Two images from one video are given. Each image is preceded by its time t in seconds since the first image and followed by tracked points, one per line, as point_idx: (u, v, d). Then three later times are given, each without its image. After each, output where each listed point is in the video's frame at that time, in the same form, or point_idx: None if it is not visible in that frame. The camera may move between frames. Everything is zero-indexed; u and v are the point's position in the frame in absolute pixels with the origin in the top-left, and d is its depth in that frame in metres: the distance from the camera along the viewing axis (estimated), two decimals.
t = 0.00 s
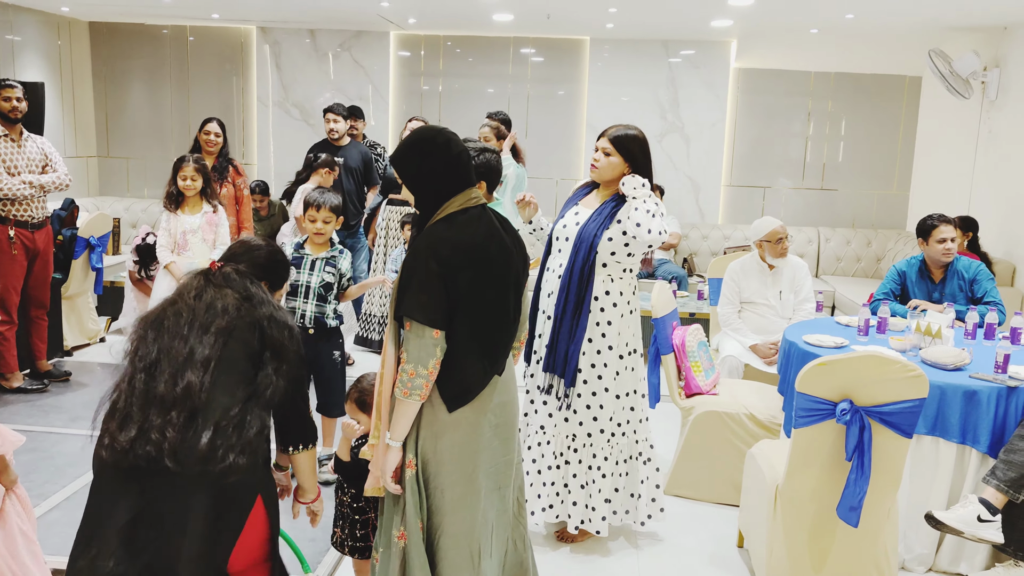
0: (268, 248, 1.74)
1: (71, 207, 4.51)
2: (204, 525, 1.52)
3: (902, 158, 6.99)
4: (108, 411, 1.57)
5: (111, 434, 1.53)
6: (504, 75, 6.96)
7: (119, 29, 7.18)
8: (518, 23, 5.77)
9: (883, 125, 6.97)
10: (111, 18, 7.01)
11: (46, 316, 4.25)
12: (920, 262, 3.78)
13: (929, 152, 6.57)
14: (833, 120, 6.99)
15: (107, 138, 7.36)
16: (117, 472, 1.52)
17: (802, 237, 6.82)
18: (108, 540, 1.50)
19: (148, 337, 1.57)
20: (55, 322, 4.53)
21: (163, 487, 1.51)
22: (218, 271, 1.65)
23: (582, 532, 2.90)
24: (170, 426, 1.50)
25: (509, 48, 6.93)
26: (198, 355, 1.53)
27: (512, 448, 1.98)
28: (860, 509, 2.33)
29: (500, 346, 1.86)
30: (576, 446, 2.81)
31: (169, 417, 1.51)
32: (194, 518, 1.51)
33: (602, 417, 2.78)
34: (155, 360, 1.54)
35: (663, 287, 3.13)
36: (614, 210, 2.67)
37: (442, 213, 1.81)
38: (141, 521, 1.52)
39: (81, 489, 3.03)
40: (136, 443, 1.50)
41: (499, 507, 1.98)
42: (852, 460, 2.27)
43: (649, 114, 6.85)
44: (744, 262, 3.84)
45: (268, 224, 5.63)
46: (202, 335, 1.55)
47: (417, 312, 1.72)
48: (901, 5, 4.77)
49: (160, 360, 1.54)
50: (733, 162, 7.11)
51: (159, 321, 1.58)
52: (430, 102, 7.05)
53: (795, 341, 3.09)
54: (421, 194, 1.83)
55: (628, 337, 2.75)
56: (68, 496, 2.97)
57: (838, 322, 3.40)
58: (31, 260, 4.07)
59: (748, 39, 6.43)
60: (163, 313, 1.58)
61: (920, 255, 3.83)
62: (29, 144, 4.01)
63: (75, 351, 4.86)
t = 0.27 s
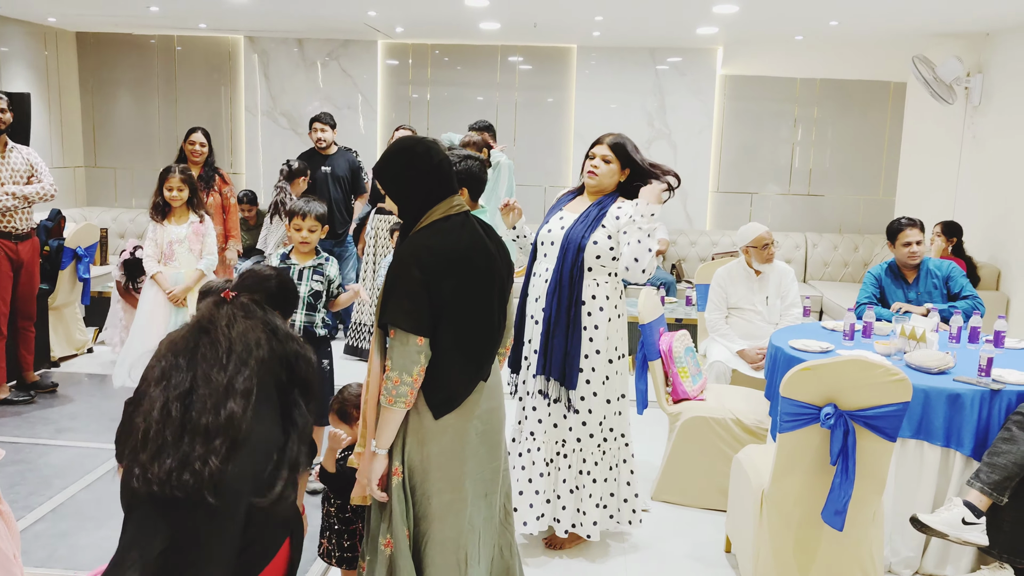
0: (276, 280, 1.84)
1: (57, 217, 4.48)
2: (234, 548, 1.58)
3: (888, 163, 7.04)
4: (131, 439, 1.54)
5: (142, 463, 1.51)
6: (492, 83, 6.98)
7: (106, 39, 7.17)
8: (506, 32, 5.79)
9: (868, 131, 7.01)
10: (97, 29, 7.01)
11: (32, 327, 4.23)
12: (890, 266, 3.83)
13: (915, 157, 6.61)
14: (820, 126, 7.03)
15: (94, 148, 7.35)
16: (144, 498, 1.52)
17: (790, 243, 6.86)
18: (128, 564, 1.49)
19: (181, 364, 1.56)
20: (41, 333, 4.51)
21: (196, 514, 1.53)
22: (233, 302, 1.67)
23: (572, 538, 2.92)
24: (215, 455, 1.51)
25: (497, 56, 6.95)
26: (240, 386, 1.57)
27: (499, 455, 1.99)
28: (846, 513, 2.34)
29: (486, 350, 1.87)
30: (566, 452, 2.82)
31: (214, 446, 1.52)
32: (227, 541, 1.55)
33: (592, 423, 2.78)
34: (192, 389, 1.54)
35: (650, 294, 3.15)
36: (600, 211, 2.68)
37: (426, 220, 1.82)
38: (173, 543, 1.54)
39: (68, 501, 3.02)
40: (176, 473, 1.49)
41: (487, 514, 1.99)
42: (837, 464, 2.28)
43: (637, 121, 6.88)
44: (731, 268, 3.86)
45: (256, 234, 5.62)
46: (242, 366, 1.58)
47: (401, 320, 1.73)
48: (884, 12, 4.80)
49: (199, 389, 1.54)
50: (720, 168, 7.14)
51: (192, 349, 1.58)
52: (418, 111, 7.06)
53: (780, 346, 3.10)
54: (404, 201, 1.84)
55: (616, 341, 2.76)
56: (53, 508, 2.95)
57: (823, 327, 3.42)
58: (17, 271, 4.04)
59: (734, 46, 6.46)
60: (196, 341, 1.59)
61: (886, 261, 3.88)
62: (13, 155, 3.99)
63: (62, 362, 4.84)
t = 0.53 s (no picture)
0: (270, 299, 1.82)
1: (43, 229, 4.46)
2: (258, 554, 1.61)
3: (875, 169, 7.06)
4: (152, 446, 1.52)
5: (176, 473, 1.50)
6: (480, 92, 6.99)
7: (93, 50, 7.16)
8: (493, 41, 5.80)
9: (856, 138, 7.03)
10: (85, 41, 7.00)
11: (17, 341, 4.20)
12: (865, 271, 3.84)
13: (902, 164, 6.63)
14: (808, 133, 7.05)
15: (82, 160, 7.32)
16: (166, 505, 1.52)
17: (779, 250, 6.87)
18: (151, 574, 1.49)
19: (206, 373, 1.55)
20: (27, 347, 4.48)
21: (223, 521, 1.55)
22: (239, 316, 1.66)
23: (559, 547, 2.92)
24: (249, 464, 1.54)
25: (485, 65, 6.96)
26: (267, 396, 1.59)
27: (484, 464, 1.98)
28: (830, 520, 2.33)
29: (468, 358, 1.86)
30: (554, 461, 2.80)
31: (250, 455, 1.54)
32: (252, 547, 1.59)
33: (580, 432, 2.77)
34: (223, 400, 1.55)
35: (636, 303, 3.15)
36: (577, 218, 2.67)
37: (406, 228, 1.81)
38: (198, 554, 1.55)
39: (50, 515, 2.99)
40: (212, 481, 1.50)
41: (473, 524, 1.97)
42: (821, 471, 2.28)
43: (625, 129, 6.89)
44: (717, 275, 3.86)
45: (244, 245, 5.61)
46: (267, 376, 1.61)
47: (382, 327, 1.72)
48: (868, 19, 4.82)
49: (228, 398, 1.54)
50: (709, 176, 7.16)
51: (216, 360, 1.56)
52: (406, 120, 7.06)
53: (766, 353, 3.09)
54: (382, 210, 1.83)
55: (601, 349, 2.75)
56: (36, 522, 2.93)
57: (809, 334, 3.42)
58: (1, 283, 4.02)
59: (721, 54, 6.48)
60: (217, 351, 1.57)
61: (859, 268, 3.90)
62: None
63: (48, 375, 4.81)
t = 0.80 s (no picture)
0: (260, 324, 2.13)
1: (36, 243, 4.45)
2: None
3: (871, 176, 7.05)
4: (152, 455, 1.44)
5: (177, 486, 1.43)
6: (475, 102, 6.99)
7: (88, 64, 7.17)
8: (486, 52, 5.80)
9: (851, 144, 7.03)
10: (80, 55, 7.01)
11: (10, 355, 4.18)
12: (855, 276, 3.83)
13: (897, 170, 6.62)
14: (803, 140, 7.04)
15: (77, 173, 7.32)
16: (160, 518, 1.44)
17: (775, 257, 6.85)
18: None
19: (219, 388, 1.50)
20: (20, 361, 4.46)
21: (216, 541, 1.47)
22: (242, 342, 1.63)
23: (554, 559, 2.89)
24: (255, 485, 1.48)
25: (479, 76, 6.96)
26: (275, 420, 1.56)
27: (474, 477, 1.96)
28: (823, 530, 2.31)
29: (458, 370, 1.85)
30: (547, 474, 2.78)
31: (255, 476, 1.49)
32: (243, 573, 1.51)
33: (572, 444, 2.76)
34: (231, 417, 1.49)
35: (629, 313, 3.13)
36: (555, 230, 2.68)
37: (392, 240, 1.80)
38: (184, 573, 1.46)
39: (39, 531, 2.97)
40: (214, 498, 1.44)
41: (465, 538, 1.96)
42: (813, 481, 2.26)
43: (620, 138, 6.90)
44: (711, 284, 3.85)
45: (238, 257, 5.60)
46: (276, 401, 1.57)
47: (371, 340, 1.70)
48: (860, 26, 4.82)
49: (239, 416, 1.50)
50: (705, 184, 7.15)
51: (227, 377, 1.52)
52: (401, 131, 7.06)
53: (760, 361, 3.08)
54: (366, 224, 1.81)
55: (590, 360, 2.73)
56: (24, 539, 2.91)
57: (803, 342, 3.40)
58: None
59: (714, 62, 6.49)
60: (229, 369, 1.53)
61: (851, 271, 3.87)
62: None
63: (42, 389, 4.79)
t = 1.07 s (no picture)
0: (267, 345, 2.24)
1: (42, 262, 4.45)
2: None
3: (878, 190, 7.01)
4: (133, 482, 1.43)
5: (158, 517, 1.42)
6: (479, 118, 7.00)
7: (95, 84, 7.21)
8: (490, 69, 5.81)
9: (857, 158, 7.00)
10: (87, 75, 7.05)
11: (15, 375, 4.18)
12: (864, 291, 3.80)
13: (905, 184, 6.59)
14: (809, 154, 7.02)
15: (84, 193, 7.35)
16: (139, 547, 1.43)
17: (782, 272, 6.82)
18: None
19: (210, 418, 1.47)
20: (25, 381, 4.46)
21: (195, 575, 1.45)
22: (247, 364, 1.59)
23: None
24: (237, 522, 1.46)
25: (484, 92, 6.97)
26: (268, 455, 1.52)
27: (474, 500, 1.94)
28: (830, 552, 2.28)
29: (460, 391, 1.83)
30: (549, 496, 2.75)
31: (240, 511, 1.47)
32: None
33: (575, 465, 2.72)
34: (222, 449, 1.46)
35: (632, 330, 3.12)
36: (551, 251, 2.66)
37: (393, 260, 1.78)
38: None
39: (40, 553, 2.96)
40: (194, 531, 1.42)
41: (466, 562, 1.93)
42: (818, 502, 2.23)
43: (625, 154, 6.89)
44: (716, 300, 3.82)
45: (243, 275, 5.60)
46: (272, 435, 1.54)
47: (373, 359, 1.68)
48: (864, 40, 4.80)
49: (229, 449, 1.47)
50: (711, 199, 7.13)
51: (223, 407, 1.49)
52: (406, 148, 7.08)
53: (765, 380, 3.05)
54: (366, 245, 1.80)
55: (591, 381, 2.70)
56: (25, 561, 2.89)
57: (809, 359, 3.37)
58: None
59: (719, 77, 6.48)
60: (223, 398, 1.50)
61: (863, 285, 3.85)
62: None
63: (47, 409, 4.79)
